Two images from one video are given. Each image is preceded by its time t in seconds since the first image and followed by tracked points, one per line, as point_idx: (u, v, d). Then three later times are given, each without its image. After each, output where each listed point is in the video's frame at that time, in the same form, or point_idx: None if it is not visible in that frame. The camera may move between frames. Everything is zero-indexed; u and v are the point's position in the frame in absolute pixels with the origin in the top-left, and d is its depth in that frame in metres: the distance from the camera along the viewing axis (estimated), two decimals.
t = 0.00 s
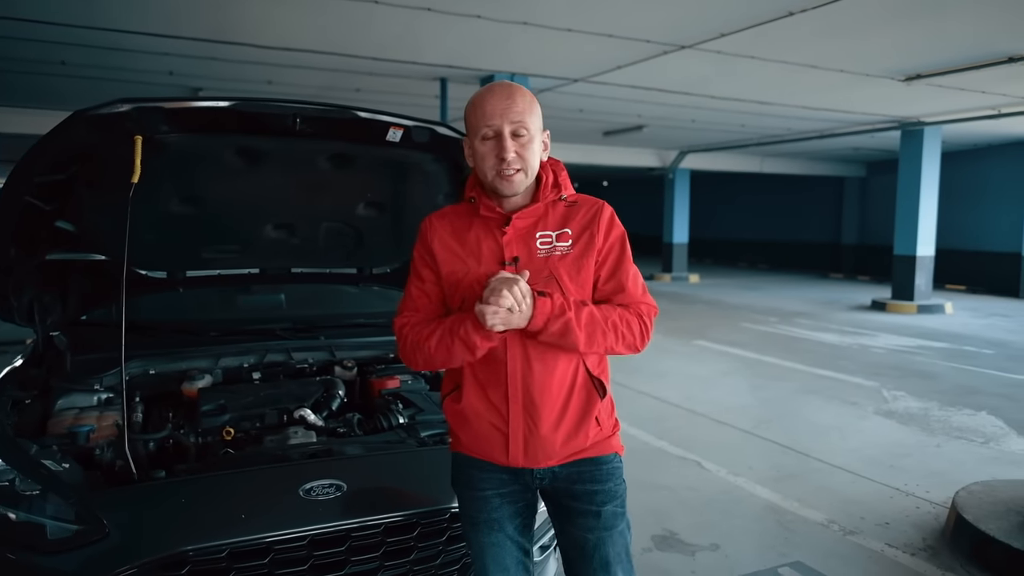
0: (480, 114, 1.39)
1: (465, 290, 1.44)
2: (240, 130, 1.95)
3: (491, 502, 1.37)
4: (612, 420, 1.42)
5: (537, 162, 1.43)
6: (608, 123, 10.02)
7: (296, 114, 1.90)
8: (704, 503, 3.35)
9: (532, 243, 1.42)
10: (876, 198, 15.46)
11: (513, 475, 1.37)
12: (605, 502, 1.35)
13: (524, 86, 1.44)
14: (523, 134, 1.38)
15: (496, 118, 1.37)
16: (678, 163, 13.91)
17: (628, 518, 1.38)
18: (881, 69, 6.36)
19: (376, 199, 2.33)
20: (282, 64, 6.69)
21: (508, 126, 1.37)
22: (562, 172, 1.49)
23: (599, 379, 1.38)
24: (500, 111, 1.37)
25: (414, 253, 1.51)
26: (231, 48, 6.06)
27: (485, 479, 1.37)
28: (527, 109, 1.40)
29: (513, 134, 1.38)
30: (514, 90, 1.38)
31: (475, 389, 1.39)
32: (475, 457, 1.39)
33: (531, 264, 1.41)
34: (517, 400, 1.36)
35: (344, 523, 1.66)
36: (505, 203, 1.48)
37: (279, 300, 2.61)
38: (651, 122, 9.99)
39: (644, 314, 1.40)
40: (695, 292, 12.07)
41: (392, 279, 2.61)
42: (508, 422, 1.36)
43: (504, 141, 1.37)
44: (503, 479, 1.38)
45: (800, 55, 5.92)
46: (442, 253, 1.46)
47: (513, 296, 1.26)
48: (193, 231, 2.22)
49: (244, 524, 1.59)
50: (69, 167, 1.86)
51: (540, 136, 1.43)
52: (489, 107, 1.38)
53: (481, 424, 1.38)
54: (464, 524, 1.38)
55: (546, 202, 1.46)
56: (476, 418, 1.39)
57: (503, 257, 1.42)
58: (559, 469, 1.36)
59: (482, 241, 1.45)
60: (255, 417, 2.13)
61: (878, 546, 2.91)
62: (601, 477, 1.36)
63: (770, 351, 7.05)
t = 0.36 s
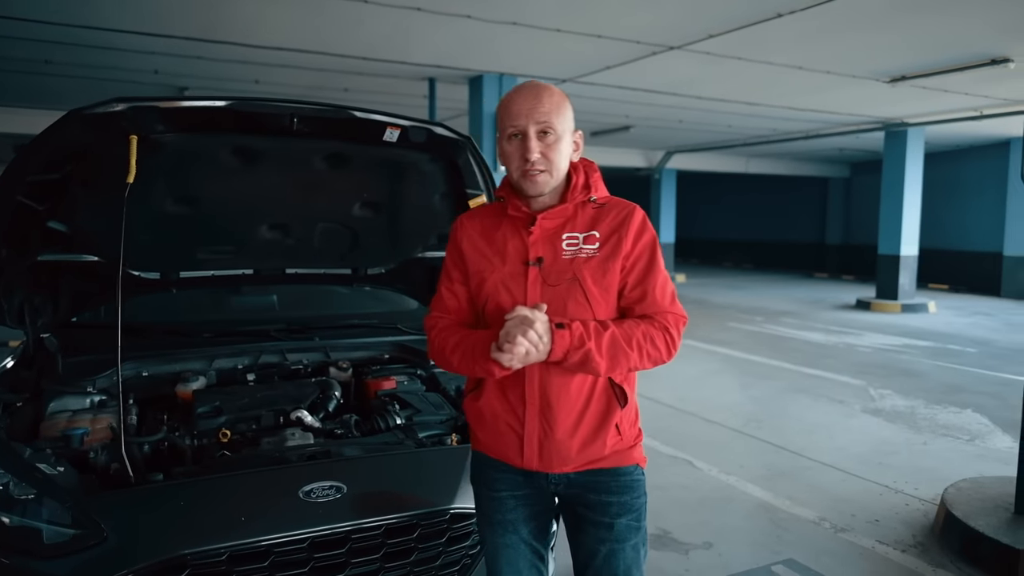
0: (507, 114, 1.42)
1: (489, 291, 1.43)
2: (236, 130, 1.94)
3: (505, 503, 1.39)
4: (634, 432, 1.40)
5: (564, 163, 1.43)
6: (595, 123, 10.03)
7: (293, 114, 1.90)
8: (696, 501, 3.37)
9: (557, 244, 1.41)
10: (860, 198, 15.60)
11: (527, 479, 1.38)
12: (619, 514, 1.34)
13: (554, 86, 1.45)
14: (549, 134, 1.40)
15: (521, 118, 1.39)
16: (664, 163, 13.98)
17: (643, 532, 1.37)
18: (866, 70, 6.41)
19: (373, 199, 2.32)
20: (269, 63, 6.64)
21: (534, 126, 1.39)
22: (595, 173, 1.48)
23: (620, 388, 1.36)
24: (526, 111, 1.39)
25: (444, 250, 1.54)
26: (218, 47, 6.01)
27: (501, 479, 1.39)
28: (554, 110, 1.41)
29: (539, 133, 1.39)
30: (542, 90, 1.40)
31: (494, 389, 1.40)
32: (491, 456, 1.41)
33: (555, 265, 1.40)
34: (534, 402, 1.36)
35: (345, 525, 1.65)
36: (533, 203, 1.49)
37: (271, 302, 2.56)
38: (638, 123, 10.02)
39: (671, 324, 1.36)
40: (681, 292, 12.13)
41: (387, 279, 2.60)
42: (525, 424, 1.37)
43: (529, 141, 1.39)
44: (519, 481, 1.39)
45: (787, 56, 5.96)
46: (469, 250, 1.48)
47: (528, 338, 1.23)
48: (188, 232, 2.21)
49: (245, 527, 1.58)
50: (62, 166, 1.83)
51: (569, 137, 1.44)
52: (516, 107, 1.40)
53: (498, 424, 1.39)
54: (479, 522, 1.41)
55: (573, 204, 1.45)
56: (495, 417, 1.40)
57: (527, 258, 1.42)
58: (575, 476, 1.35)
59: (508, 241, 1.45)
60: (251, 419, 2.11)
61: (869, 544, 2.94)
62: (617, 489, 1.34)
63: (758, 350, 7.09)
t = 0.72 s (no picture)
0: (557, 112, 1.39)
1: (527, 290, 1.45)
2: (227, 132, 1.92)
3: (531, 509, 1.40)
4: (669, 444, 1.38)
5: (613, 166, 1.40)
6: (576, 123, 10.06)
7: (285, 116, 1.90)
8: (682, 501, 3.39)
9: (598, 248, 1.40)
10: (836, 199, 15.80)
11: (555, 486, 1.39)
12: (644, 526, 1.33)
13: (609, 86, 1.42)
14: (600, 136, 1.37)
15: (573, 118, 1.37)
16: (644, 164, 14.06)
17: (669, 544, 1.35)
18: (844, 73, 6.50)
19: (363, 201, 2.31)
20: (250, 62, 6.57)
21: (585, 127, 1.37)
22: (643, 178, 1.45)
23: (656, 398, 1.33)
24: (578, 111, 1.37)
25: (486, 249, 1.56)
26: (198, 46, 5.93)
27: (529, 484, 1.40)
28: (607, 111, 1.38)
29: (589, 134, 1.37)
30: (597, 90, 1.37)
31: (527, 391, 1.41)
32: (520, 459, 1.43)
33: (595, 270, 1.39)
34: (566, 407, 1.36)
35: (340, 530, 1.65)
36: (578, 206, 1.47)
37: (257, 303, 2.49)
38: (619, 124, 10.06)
39: (712, 336, 1.33)
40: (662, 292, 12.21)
41: (377, 282, 2.60)
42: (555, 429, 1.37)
43: (578, 142, 1.37)
44: (546, 488, 1.40)
45: (768, 58, 6.02)
46: (510, 250, 1.49)
47: (567, 318, 1.26)
48: (176, 234, 2.18)
49: (239, 534, 1.57)
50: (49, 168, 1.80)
51: (620, 140, 1.41)
52: (568, 106, 1.38)
53: (529, 427, 1.40)
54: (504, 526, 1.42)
55: (618, 208, 1.42)
56: (527, 420, 1.41)
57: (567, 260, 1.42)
58: (604, 485, 1.34)
59: (550, 243, 1.45)
60: (240, 423, 2.09)
61: (854, 541, 2.97)
62: (645, 500, 1.33)
63: (739, 349, 7.16)
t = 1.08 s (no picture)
0: (584, 112, 1.40)
1: (542, 294, 1.47)
2: (203, 131, 1.89)
3: (535, 511, 1.47)
4: (681, 454, 1.41)
5: (637, 169, 1.41)
6: (545, 123, 10.07)
7: (263, 116, 1.88)
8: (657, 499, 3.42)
9: (616, 253, 1.42)
10: (799, 199, 16.07)
11: (562, 491, 1.45)
12: (647, 533, 1.38)
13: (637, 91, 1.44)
14: (626, 138, 1.38)
15: (600, 118, 1.38)
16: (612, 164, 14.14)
17: (670, 551, 1.40)
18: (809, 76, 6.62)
19: (340, 202, 2.29)
20: (216, 59, 6.45)
21: (611, 129, 1.38)
22: (667, 183, 1.45)
23: (667, 410, 1.37)
24: (605, 112, 1.38)
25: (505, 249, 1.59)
26: (162, 42, 5.81)
27: (536, 486, 1.47)
28: (634, 114, 1.39)
29: (616, 136, 1.38)
30: (625, 92, 1.39)
31: (540, 394, 1.47)
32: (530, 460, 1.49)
33: (610, 276, 1.41)
34: (578, 414, 1.41)
35: (322, 536, 1.63)
36: (599, 208, 1.49)
37: (228, 306, 2.39)
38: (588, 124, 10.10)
39: (728, 346, 1.33)
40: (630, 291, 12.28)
41: (353, 284, 2.57)
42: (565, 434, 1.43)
43: (604, 143, 1.38)
44: (552, 491, 1.46)
45: (736, 61, 6.10)
46: (529, 252, 1.52)
47: (579, 337, 1.28)
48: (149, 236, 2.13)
49: (220, 542, 1.54)
50: (17, 167, 1.74)
51: (645, 143, 1.42)
52: (596, 106, 1.39)
53: (540, 431, 1.46)
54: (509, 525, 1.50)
55: (637, 212, 1.43)
56: (539, 424, 1.47)
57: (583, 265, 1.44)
58: (611, 491, 1.39)
59: (568, 247, 1.47)
60: (216, 429, 2.06)
61: (825, 537, 3.03)
62: (651, 507, 1.38)
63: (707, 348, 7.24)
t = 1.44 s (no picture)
0: (596, 112, 1.41)
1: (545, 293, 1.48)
2: (178, 128, 1.85)
3: (532, 513, 1.46)
4: (680, 460, 1.41)
5: (647, 169, 1.43)
6: (515, 123, 10.08)
7: (240, 113, 1.85)
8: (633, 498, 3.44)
9: (621, 254, 1.43)
10: (764, 199, 16.32)
11: (561, 497, 1.44)
12: (645, 538, 1.39)
13: (647, 90, 1.45)
14: (636, 140, 1.40)
15: (611, 119, 1.39)
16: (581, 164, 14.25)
17: (666, 556, 1.41)
18: (775, 78, 6.72)
19: (318, 202, 2.26)
20: (180, 55, 6.33)
21: (622, 130, 1.39)
22: (672, 186, 1.48)
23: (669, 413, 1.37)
24: (616, 112, 1.39)
25: (509, 248, 1.60)
26: (123, 37, 5.67)
27: (533, 488, 1.47)
28: (645, 115, 1.41)
29: (627, 137, 1.39)
30: (636, 94, 1.40)
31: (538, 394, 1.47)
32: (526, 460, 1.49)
33: (615, 276, 1.42)
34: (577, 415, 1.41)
35: (305, 541, 1.61)
36: (606, 210, 1.50)
37: (201, 307, 2.33)
38: (557, 124, 10.14)
39: (735, 356, 1.33)
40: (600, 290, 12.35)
41: (330, 284, 2.54)
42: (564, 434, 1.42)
43: (615, 144, 1.39)
44: (548, 494, 1.46)
45: (704, 63, 6.17)
46: (533, 252, 1.53)
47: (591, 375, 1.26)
48: (120, 236, 2.07)
49: (201, 549, 1.51)
50: None
51: (653, 145, 1.44)
52: (608, 106, 1.40)
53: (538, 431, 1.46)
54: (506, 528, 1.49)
55: (644, 214, 1.45)
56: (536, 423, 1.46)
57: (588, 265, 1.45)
58: (610, 495, 1.39)
59: (573, 247, 1.48)
60: (192, 433, 2.01)
61: (798, 532, 3.07)
62: (649, 512, 1.38)
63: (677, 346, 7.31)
